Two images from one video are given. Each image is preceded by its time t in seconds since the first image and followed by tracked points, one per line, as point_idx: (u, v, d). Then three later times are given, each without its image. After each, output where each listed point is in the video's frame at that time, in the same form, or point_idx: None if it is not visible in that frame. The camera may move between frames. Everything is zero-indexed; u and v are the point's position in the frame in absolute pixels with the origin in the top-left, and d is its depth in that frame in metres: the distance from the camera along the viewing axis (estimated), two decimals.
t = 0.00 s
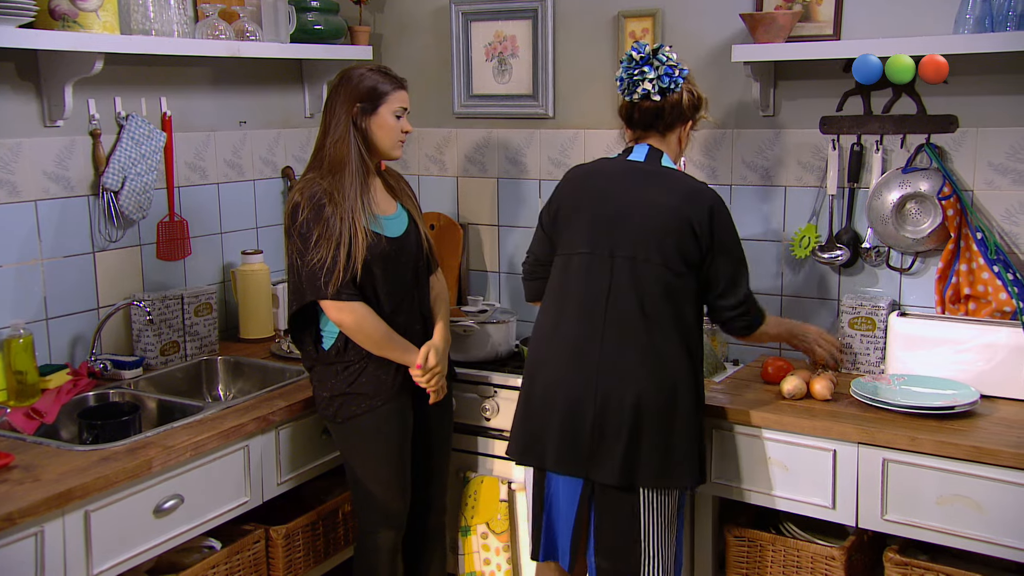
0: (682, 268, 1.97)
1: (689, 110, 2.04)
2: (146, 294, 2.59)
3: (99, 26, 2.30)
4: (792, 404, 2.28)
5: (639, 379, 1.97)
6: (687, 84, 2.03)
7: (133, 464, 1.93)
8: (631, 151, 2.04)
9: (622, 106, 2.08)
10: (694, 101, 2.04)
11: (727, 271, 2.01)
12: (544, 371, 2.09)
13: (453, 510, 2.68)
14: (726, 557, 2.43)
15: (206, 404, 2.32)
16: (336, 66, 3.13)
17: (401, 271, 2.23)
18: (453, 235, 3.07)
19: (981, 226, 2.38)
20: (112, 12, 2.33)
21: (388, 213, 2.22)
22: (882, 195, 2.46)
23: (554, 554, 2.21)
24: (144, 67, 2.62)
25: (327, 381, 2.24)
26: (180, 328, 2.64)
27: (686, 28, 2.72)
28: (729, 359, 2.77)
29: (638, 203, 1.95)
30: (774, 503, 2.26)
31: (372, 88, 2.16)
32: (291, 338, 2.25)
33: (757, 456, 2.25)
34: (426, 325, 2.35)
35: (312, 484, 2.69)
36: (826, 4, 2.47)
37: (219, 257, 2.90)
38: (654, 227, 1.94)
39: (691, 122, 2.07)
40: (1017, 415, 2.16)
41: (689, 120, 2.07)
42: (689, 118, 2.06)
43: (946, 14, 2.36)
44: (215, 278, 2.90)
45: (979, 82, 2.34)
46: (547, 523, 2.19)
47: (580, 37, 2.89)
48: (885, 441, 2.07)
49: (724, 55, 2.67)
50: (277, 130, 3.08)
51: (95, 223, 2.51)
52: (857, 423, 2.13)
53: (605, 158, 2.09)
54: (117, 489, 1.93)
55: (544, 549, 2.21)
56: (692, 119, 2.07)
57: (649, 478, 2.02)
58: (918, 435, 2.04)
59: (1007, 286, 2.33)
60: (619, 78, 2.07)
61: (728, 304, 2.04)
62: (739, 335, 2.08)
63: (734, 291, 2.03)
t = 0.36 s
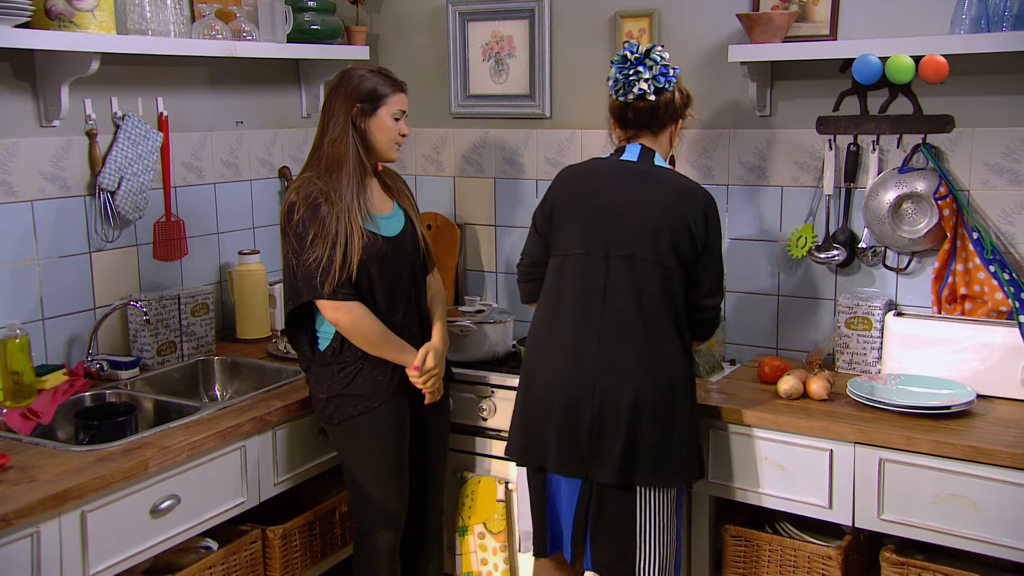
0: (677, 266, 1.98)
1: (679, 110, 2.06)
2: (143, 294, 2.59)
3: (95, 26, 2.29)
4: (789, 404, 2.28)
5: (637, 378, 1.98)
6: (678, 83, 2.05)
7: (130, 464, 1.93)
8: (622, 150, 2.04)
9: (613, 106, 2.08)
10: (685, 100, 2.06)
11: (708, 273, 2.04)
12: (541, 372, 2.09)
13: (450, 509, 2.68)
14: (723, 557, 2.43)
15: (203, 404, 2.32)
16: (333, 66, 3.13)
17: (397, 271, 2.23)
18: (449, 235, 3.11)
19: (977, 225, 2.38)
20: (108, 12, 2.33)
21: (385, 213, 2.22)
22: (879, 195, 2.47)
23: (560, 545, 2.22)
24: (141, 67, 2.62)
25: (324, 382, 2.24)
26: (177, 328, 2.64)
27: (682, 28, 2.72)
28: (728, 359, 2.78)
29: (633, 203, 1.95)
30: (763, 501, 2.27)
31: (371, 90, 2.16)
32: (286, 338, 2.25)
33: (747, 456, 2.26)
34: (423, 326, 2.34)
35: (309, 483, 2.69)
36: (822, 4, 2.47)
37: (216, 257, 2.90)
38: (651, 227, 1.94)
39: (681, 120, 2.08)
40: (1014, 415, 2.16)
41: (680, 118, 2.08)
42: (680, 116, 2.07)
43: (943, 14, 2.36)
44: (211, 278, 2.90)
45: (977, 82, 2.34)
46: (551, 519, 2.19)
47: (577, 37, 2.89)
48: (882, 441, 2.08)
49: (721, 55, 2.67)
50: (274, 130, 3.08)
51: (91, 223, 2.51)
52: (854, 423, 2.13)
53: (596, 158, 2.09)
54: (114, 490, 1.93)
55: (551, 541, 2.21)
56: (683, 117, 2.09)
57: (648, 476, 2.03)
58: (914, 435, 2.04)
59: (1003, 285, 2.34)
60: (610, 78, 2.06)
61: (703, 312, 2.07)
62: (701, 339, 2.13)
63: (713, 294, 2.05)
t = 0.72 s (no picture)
0: (661, 263, 1.98)
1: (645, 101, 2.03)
2: (141, 294, 2.58)
3: (93, 26, 2.29)
4: (786, 404, 2.28)
5: (627, 377, 1.98)
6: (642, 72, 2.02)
7: (128, 464, 1.93)
8: (596, 150, 2.02)
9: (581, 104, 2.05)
10: (649, 90, 2.03)
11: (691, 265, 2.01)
12: (532, 376, 2.08)
13: (448, 509, 2.68)
14: (720, 557, 2.43)
15: (200, 404, 2.32)
16: (331, 66, 3.13)
17: (395, 272, 2.23)
18: (447, 235, 3.09)
19: (975, 225, 2.38)
20: (105, 12, 2.32)
21: (383, 212, 2.22)
22: (876, 195, 2.47)
23: (548, 551, 2.19)
24: (139, 67, 2.61)
25: (322, 382, 2.24)
26: (175, 328, 2.63)
27: (680, 28, 2.72)
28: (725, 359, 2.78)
29: (614, 203, 1.96)
30: (760, 500, 2.27)
31: (371, 92, 2.16)
32: (284, 339, 2.25)
33: (744, 455, 2.26)
34: (421, 326, 2.34)
35: (307, 483, 2.69)
36: (820, 4, 2.47)
37: (214, 258, 2.90)
38: (633, 225, 1.95)
39: (649, 110, 2.06)
40: (1012, 415, 2.16)
41: (648, 109, 2.06)
42: (647, 107, 2.05)
43: (941, 15, 2.36)
44: (209, 278, 2.89)
45: (975, 82, 2.34)
46: (541, 523, 2.17)
47: (574, 37, 2.89)
48: (880, 440, 2.08)
49: (719, 55, 2.67)
50: (272, 130, 3.08)
51: (89, 223, 2.51)
52: (852, 422, 2.13)
53: (573, 159, 2.09)
54: (111, 490, 1.93)
55: (538, 546, 2.19)
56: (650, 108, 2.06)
57: (643, 475, 2.03)
58: (912, 435, 2.04)
59: (1000, 285, 2.34)
60: (576, 78, 2.04)
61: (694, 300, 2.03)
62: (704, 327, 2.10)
63: (701, 283, 2.02)
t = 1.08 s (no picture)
0: (650, 261, 1.97)
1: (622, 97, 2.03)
2: (140, 294, 2.58)
3: (92, 26, 2.29)
4: (786, 404, 2.28)
5: (618, 377, 1.98)
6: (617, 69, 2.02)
7: (127, 464, 1.93)
8: (576, 151, 2.01)
9: (559, 104, 2.04)
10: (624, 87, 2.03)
11: (683, 263, 2.00)
12: (524, 380, 2.09)
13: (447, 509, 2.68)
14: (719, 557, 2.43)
15: (199, 404, 2.32)
16: (331, 66, 3.13)
17: (394, 272, 2.23)
18: (446, 235, 3.10)
19: (974, 225, 2.38)
20: (105, 12, 2.32)
21: (383, 212, 2.22)
22: (876, 195, 2.47)
23: (538, 552, 2.20)
24: (138, 67, 2.61)
25: (322, 382, 2.24)
26: (174, 329, 2.63)
27: (679, 28, 2.72)
28: (724, 359, 2.78)
29: (597, 204, 1.95)
30: (754, 499, 2.28)
31: (369, 91, 2.16)
32: (283, 340, 2.25)
33: (738, 455, 2.27)
34: (421, 326, 2.34)
35: (306, 483, 2.69)
36: (819, 4, 2.48)
37: (213, 258, 2.90)
38: (618, 225, 1.94)
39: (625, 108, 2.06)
40: (1012, 415, 2.16)
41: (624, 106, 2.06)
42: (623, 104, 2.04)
43: (940, 15, 2.36)
44: (209, 278, 2.89)
45: (975, 82, 2.34)
46: (530, 525, 2.17)
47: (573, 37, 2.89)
48: (879, 440, 2.08)
49: (718, 55, 2.67)
50: (272, 130, 3.08)
51: (88, 223, 2.51)
52: (851, 422, 2.13)
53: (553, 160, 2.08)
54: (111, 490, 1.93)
55: (527, 546, 2.19)
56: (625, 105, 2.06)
57: (638, 475, 2.03)
58: (912, 435, 2.04)
59: (999, 285, 2.33)
60: (553, 79, 2.02)
61: (696, 293, 2.02)
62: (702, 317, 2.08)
63: (701, 275, 2.00)
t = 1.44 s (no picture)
0: (650, 260, 1.99)
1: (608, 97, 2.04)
2: (140, 294, 2.58)
3: (92, 26, 2.29)
4: (786, 404, 2.28)
5: (623, 378, 1.99)
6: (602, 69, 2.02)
7: (127, 464, 1.93)
8: (565, 152, 2.00)
9: (547, 104, 2.03)
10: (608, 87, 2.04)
11: (690, 246, 2.04)
12: (525, 384, 2.07)
13: (446, 509, 2.68)
14: (719, 557, 2.43)
15: (199, 404, 2.32)
16: (331, 66, 3.13)
17: (393, 271, 2.23)
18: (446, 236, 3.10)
19: (974, 225, 2.38)
20: (105, 12, 2.32)
21: (380, 212, 2.23)
22: (876, 195, 2.47)
23: (540, 557, 2.18)
24: (138, 67, 2.61)
25: (321, 382, 2.24)
26: (174, 329, 2.64)
27: (679, 28, 2.72)
28: (724, 359, 2.78)
29: (597, 206, 1.95)
30: (734, 495, 2.30)
31: (361, 85, 2.16)
32: (283, 339, 2.25)
33: (726, 452, 2.29)
34: (420, 327, 2.34)
35: (305, 484, 2.69)
36: (820, 4, 2.48)
37: (213, 258, 2.90)
38: (620, 226, 1.95)
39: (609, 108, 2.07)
40: (1011, 415, 2.16)
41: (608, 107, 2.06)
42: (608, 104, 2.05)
43: (940, 15, 2.36)
44: (209, 278, 2.90)
45: (974, 82, 2.34)
46: (531, 531, 2.16)
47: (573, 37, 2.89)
48: (879, 440, 2.08)
49: (718, 55, 2.67)
50: (272, 130, 3.08)
51: (88, 223, 2.51)
52: (851, 423, 2.13)
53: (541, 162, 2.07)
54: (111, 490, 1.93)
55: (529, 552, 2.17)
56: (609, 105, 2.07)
57: (644, 473, 2.05)
58: (912, 435, 2.05)
59: (999, 286, 2.33)
60: (542, 78, 2.00)
61: (711, 267, 2.08)
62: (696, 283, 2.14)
63: (716, 252, 2.07)
